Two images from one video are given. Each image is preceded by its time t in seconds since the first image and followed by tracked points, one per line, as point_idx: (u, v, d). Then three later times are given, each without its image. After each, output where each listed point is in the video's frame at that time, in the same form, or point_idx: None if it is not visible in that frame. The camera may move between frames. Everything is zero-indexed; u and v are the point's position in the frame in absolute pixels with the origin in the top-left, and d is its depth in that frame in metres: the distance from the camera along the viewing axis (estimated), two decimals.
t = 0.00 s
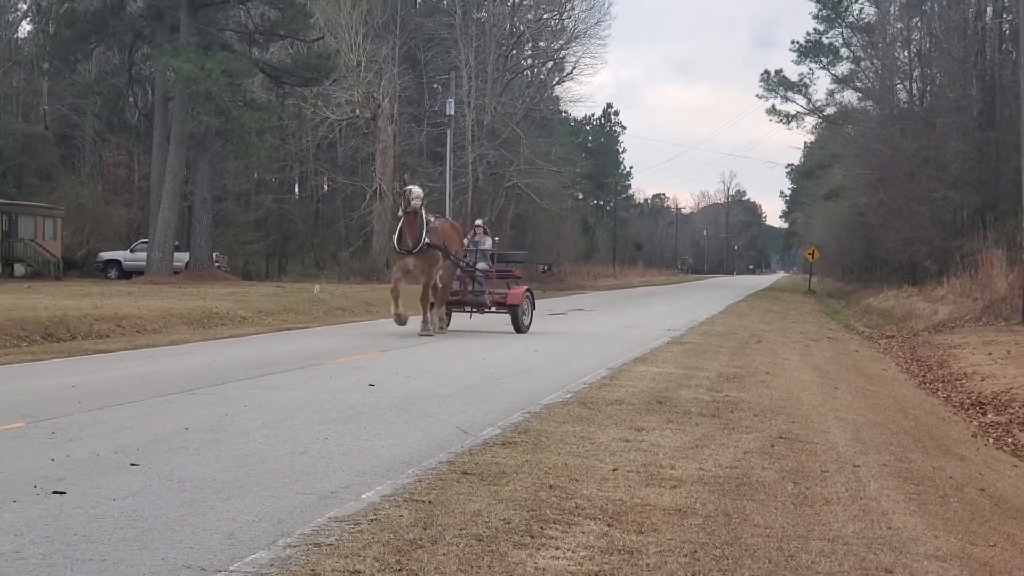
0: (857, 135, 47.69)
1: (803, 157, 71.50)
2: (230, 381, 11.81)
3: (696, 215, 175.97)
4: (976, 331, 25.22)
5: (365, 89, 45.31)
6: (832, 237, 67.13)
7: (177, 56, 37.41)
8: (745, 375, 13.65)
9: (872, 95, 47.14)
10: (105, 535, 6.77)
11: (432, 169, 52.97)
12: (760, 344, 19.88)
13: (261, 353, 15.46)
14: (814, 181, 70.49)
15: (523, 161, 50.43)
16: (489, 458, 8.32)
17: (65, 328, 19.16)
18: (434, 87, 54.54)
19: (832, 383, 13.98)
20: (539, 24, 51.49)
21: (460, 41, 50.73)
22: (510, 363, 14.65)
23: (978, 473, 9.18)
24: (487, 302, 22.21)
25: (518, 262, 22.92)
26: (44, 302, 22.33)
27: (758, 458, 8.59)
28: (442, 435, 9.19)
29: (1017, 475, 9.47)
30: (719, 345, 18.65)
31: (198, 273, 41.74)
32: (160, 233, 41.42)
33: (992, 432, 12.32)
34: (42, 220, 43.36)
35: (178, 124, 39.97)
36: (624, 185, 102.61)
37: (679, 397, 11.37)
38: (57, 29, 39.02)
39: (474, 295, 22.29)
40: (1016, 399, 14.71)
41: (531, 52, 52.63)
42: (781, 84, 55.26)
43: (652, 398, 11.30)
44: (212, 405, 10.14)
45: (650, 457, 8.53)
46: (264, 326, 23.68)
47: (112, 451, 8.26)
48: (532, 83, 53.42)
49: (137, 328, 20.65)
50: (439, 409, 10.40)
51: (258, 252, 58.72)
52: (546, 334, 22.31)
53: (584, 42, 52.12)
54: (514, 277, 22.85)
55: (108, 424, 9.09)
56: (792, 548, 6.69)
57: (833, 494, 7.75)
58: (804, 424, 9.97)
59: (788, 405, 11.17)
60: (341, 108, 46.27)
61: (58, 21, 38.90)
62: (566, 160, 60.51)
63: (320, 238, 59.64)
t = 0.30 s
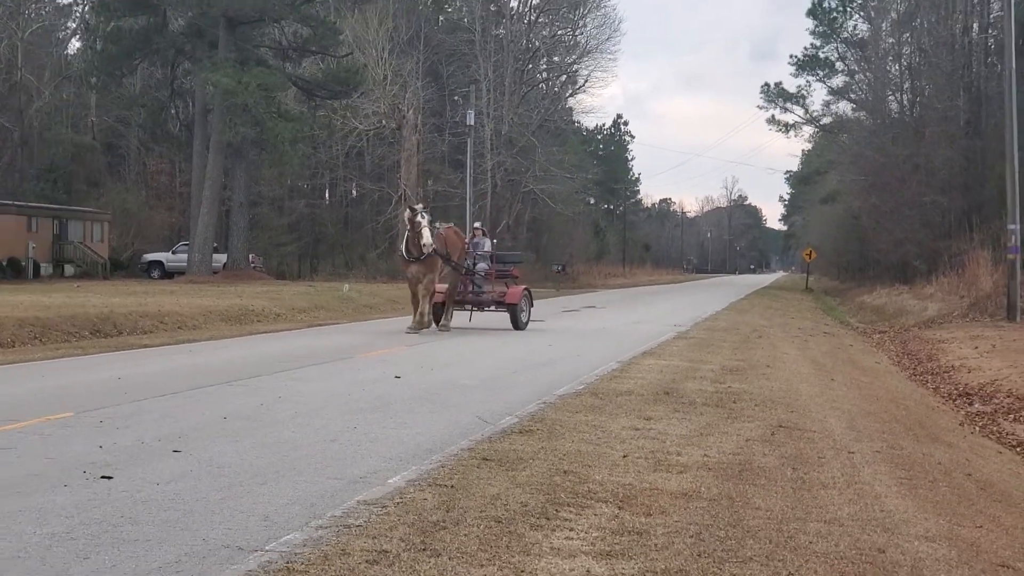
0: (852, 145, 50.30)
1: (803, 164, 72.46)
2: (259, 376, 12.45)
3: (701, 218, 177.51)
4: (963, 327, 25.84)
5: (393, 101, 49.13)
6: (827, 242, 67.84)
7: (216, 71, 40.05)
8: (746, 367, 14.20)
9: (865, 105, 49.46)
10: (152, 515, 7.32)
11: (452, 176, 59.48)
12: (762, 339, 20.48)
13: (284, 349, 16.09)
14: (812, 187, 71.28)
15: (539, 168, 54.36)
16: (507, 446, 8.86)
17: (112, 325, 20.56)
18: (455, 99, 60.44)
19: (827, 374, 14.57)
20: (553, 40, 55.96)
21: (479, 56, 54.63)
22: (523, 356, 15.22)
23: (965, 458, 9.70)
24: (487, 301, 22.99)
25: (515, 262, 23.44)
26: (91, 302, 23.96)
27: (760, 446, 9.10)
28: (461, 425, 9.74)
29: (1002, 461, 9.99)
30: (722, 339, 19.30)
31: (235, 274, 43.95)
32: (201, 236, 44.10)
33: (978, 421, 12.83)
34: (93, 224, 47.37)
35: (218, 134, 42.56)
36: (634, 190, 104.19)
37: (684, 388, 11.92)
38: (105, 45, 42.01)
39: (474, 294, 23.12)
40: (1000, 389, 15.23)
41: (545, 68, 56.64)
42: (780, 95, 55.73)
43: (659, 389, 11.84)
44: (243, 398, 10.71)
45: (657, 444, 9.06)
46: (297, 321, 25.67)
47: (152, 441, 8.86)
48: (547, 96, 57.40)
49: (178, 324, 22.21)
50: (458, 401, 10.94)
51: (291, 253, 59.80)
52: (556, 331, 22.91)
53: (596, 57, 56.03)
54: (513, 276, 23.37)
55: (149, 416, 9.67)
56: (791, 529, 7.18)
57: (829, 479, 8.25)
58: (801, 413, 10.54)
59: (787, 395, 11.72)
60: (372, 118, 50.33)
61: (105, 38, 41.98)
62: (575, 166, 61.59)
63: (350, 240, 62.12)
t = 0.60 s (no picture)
0: (849, 152, 51.03)
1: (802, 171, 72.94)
2: (279, 375, 12.84)
3: (706, 223, 178.61)
4: (958, 327, 26.16)
5: (408, 111, 49.94)
6: (828, 246, 68.25)
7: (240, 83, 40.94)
8: (750, 366, 14.52)
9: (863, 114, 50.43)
10: (180, 508, 7.66)
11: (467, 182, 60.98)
12: (765, 338, 20.81)
13: (301, 350, 16.46)
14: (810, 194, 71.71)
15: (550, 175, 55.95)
16: (520, 442, 9.21)
17: (142, 325, 20.97)
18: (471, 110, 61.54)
19: (828, 372, 14.88)
20: (564, 52, 56.87)
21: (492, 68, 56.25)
22: (534, 356, 15.55)
23: (961, 454, 10.02)
24: (483, 302, 23.37)
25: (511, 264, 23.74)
26: (122, 304, 24.46)
27: (763, 441, 9.42)
28: (476, 421, 10.08)
29: (997, 458, 10.29)
30: (727, 339, 19.65)
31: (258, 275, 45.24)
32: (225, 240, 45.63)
33: (973, 418, 13.12)
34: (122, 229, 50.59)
35: (243, 142, 43.71)
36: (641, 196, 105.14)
37: (691, 386, 12.25)
38: (134, 58, 44.24)
39: (471, 296, 23.43)
40: (995, 387, 15.54)
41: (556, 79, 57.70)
42: (781, 105, 56.08)
43: (667, 387, 12.17)
44: (263, 397, 11.06)
45: (664, 439, 9.41)
46: (319, 321, 26.18)
47: (179, 437, 9.23)
48: (558, 106, 58.66)
49: (205, 324, 22.68)
50: (471, 399, 11.29)
51: (313, 257, 61.73)
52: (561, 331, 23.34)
53: (604, 69, 57.16)
54: (509, 278, 23.71)
55: (175, 414, 10.05)
56: (793, 522, 7.48)
57: (830, 474, 8.58)
58: (803, 410, 10.88)
59: (789, 393, 12.05)
60: (388, 128, 51.55)
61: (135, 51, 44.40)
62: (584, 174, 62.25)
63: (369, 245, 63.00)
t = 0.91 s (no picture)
0: (847, 154, 51.18)
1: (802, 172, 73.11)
2: (286, 373, 13.00)
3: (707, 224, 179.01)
4: (953, 327, 26.31)
5: (414, 113, 50.24)
6: (827, 246, 68.45)
7: (248, 86, 41.10)
8: (749, 365, 14.65)
9: (861, 117, 50.58)
10: (190, 504, 7.79)
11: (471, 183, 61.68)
12: (765, 337, 20.94)
13: (307, 349, 16.59)
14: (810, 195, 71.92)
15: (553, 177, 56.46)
16: (524, 439, 9.36)
17: (152, 324, 21.09)
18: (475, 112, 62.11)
19: (826, 371, 15.00)
20: (567, 56, 57.08)
21: (496, 71, 56.60)
22: (537, 355, 15.69)
23: (957, 451, 10.16)
24: (473, 302, 23.13)
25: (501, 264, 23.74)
26: (133, 304, 24.59)
27: (762, 439, 9.57)
28: (481, 419, 10.23)
29: (992, 455, 10.42)
30: (728, 338, 19.76)
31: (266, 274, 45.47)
32: (235, 241, 45.78)
33: (970, 417, 13.21)
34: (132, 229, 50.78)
35: (252, 143, 44.01)
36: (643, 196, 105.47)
37: (691, 384, 12.39)
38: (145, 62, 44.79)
39: (460, 295, 23.16)
40: (990, 386, 15.65)
41: (560, 81, 58.28)
42: (781, 108, 56.14)
43: (667, 385, 12.31)
44: (270, 394, 11.22)
45: (666, 436, 9.55)
46: (326, 320, 26.33)
47: (189, 434, 9.38)
48: (561, 108, 59.27)
49: (213, 323, 22.85)
50: (475, 397, 11.43)
51: (320, 256, 62.06)
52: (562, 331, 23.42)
53: (607, 72, 57.38)
54: (499, 276, 23.70)
55: (184, 411, 10.20)
56: (792, 517, 7.63)
57: (829, 470, 8.72)
58: (802, 407, 11.03)
59: (788, 391, 12.18)
60: (393, 129, 51.81)
61: (144, 54, 44.82)
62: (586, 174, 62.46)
63: (375, 245, 63.31)
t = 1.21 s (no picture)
0: (849, 154, 51.16)
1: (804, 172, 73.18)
2: (288, 373, 12.99)
3: (709, 224, 179.11)
4: (956, 327, 26.34)
5: (416, 113, 50.46)
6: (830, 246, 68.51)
7: (251, 86, 41.15)
8: (751, 365, 14.66)
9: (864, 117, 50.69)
10: (191, 504, 7.79)
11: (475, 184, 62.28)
12: (766, 337, 20.94)
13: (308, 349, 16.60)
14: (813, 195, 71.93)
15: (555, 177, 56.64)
16: (527, 439, 9.36)
17: (153, 324, 21.06)
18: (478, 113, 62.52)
19: (829, 372, 14.99)
20: (570, 56, 57.80)
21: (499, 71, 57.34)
22: (539, 355, 15.69)
23: (960, 452, 10.18)
24: (463, 303, 22.88)
25: (491, 263, 23.50)
26: (135, 304, 24.56)
27: (765, 439, 9.58)
28: (484, 419, 10.23)
29: (993, 455, 10.43)
30: (730, 339, 19.76)
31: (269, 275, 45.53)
32: (238, 241, 45.74)
33: (972, 417, 13.21)
34: (134, 229, 50.87)
35: (256, 143, 44.07)
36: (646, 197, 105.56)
37: (693, 385, 12.39)
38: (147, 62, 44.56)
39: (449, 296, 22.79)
40: (993, 386, 15.66)
41: (562, 82, 58.89)
42: (784, 108, 56.17)
43: (670, 386, 12.31)
44: (273, 395, 11.22)
45: (668, 437, 9.56)
46: (328, 320, 26.34)
47: (191, 434, 9.38)
48: (563, 108, 59.59)
49: (215, 323, 22.82)
50: (478, 396, 11.44)
51: (323, 256, 62.16)
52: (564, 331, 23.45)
53: (610, 72, 57.46)
54: (489, 276, 23.47)
55: (187, 411, 10.20)
56: (795, 517, 7.64)
57: (832, 470, 8.73)
58: (804, 407, 11.03)
59: (790, 392, 12.18)
60: (397, 129, 51.90)
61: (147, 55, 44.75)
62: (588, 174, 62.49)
63: (378, 245, 63.40)
